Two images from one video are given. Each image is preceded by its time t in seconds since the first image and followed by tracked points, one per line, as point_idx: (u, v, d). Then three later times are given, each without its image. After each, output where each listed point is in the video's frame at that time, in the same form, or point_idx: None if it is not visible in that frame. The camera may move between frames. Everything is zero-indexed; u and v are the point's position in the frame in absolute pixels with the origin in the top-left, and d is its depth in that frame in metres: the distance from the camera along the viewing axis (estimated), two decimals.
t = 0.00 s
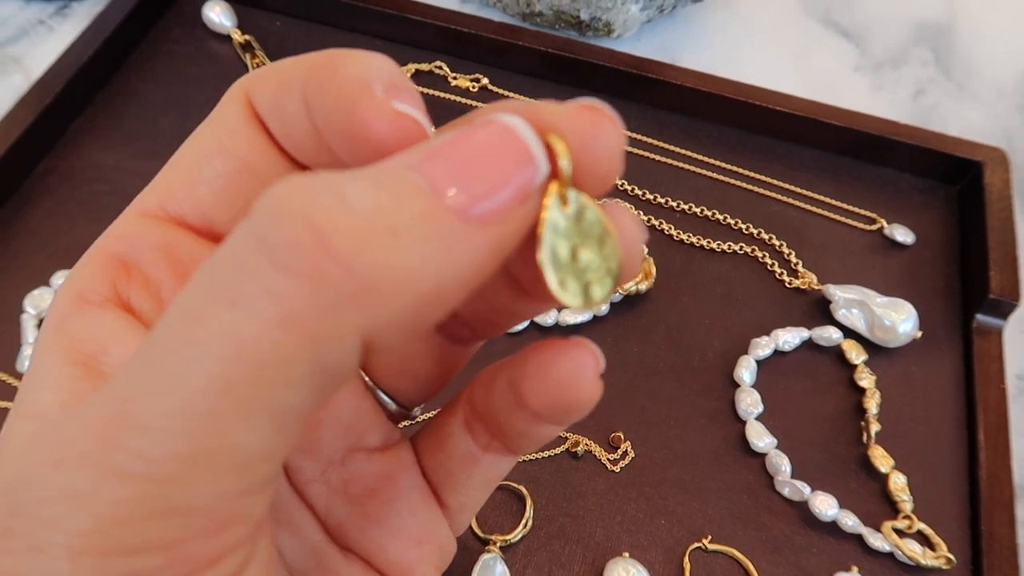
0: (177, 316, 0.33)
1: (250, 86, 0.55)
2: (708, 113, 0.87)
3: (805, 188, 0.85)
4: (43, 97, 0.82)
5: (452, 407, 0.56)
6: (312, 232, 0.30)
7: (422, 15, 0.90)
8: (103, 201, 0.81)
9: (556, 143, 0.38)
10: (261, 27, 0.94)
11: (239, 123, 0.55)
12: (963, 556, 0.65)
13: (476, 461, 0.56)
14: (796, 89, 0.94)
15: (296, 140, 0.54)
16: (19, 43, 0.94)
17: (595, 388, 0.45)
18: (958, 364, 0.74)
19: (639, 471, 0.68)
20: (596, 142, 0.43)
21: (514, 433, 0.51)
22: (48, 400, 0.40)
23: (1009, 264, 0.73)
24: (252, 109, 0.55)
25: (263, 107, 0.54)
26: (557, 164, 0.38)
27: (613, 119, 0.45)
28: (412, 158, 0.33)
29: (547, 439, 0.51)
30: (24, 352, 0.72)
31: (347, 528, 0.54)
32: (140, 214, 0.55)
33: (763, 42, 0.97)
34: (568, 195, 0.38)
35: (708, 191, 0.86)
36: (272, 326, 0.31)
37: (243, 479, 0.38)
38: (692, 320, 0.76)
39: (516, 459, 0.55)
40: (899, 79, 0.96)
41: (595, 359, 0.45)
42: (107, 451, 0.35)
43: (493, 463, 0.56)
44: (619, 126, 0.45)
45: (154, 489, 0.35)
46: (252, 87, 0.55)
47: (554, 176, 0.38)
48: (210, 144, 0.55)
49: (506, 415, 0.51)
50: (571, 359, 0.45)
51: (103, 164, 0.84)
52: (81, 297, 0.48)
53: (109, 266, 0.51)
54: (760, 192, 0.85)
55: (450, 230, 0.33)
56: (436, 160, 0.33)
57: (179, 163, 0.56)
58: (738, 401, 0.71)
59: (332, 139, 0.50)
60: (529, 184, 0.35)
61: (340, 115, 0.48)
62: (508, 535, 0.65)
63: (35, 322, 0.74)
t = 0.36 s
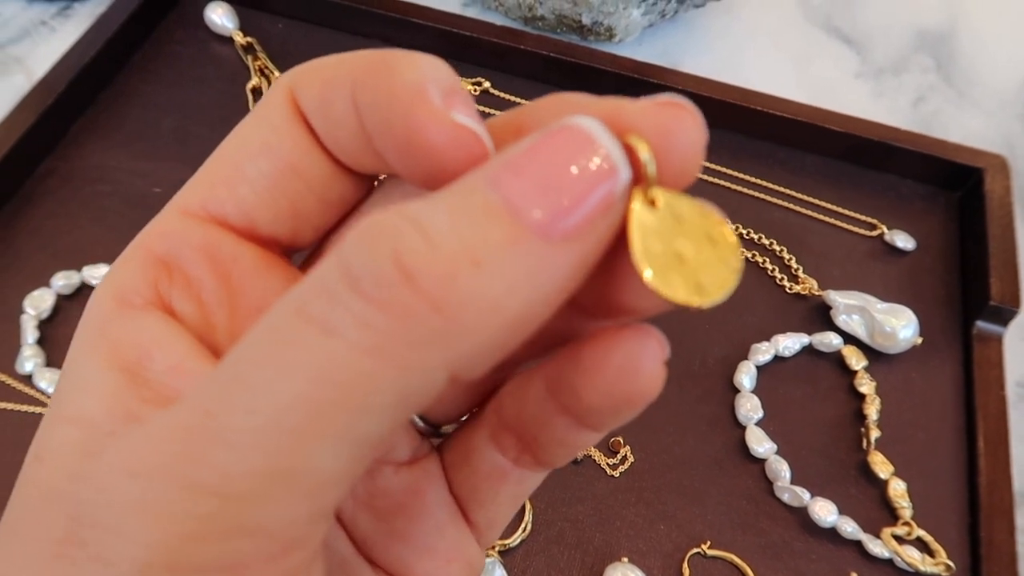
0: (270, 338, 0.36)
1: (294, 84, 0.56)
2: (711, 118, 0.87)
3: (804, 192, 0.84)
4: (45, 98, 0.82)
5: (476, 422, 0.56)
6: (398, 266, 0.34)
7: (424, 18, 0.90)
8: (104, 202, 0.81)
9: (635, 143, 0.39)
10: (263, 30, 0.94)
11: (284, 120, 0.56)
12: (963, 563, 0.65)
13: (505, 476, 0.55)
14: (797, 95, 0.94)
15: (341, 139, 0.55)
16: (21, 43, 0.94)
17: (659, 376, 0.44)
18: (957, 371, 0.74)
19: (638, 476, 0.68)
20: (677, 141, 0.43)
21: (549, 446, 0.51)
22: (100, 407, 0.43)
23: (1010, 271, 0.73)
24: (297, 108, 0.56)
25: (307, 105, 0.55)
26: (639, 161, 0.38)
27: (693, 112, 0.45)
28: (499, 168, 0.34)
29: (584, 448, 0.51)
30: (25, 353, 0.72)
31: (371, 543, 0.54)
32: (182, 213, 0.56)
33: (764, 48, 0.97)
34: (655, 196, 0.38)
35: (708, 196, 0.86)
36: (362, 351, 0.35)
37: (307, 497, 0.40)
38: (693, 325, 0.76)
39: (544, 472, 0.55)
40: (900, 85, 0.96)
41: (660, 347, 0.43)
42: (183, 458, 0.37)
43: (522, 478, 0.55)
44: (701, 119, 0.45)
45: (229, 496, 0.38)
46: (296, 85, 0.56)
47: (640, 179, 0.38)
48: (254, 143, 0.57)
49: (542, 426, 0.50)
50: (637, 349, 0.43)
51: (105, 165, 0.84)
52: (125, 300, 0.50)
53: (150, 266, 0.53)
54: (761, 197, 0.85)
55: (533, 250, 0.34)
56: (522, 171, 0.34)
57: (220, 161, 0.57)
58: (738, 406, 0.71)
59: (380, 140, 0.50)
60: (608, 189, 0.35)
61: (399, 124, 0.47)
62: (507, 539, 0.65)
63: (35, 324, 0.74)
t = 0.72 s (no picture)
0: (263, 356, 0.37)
1: (276, 135, 0.56)
2: (701, 120, 0.87)
3: (793, 195, 0.84)
4: (31, 100, 0.82)
5: (441, 437, 0.57)
6: (380, 291, 0.35)
7: (413, 21, 0.89)
8: (90, 205, 0.81)
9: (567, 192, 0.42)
10: (251, 32, 0.93)
11: (267, 169, 0.56)
12: (951, 567, 0.64)
13: (466, 486, 0.56)
14: (788, 97, 0.94)
15: (322, 186, 0.55)
16: (9, 45, 0.94)
17: (612, 380, 0.45)
18: (947, 374, 0.73)
19: (624, 481, 0.68)
20: (601, 192, 0.47)
21: (509, 454, 0.53)
22: (98, 424, 0.44)
23: (999, 274, 0.73)
24: (279, 157, 0.56)
25: (289, 154, 0.55)
26: (568, 209, 0.41)
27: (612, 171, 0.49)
28: (449, 216, 0.37)
29: (541, 454, 0.53)
30: (6, 357, 0.72)
31: (345, 552, 0.54)
32: (173, 250, 0.55)
33: (755, 50, 0.97)
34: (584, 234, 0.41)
35: (698, 199, 0.85)
36: (353, 361, 0.36)
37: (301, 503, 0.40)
38: (680, 329, 0.76)
39: (502, 483, 0.56)
40: (891, 87, 0.95)
41: (614, 352, 0.45)
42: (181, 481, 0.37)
43: (481, 487, 0.56)
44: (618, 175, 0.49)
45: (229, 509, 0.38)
46: (277, 135, 0.56)
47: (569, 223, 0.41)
48: (240, 186, 0.56)
49: (503, 435, 0.52)
50: (592, 352, 0.44)
51: (91, 168, 0.83)
52: (122, 326, 0.50)
53: (145, 296, 0.52)
54: (749, 199, 0.85)
55: (491, 281, 0.36)
56: (470, 217, 0.37)
57: (206, 202, 0.57)
58: (725, 410, 0.70)
59: (359, 185, 0.52)
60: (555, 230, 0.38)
61: (373, 171, 0.50)
62: (491, 544, 0.64)
63: (17, 327, 0.74)
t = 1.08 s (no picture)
0: (238, 338, 0.36)
1: (260, 144, 0.56)
2: (697, 117, 0.86)
3: (791, 192, 0.84)
4: (21, 98, 0.81)
5: (421, 440, 0.56)
6: (364, 266, 0.35)
7: (408, 18, 0.89)
8: (81, 204, 0.80)
9: (542, 197, 0.42)
10: (245, 30, 0.93)
11: (250, 178, 0.56)
12: (951, 568, 0.64)
13: (447, 487, 0.55)
14: (785, 95, 0.93)
15: (307, 194, 0.55)
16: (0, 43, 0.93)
17: (599, 370, 0.46)
18: (946, 373, 0.72)
19: (620, 482, 0.67)
20: (571, 200, 0.47)
21: (493, 452, 0.53)
22: (79, 415, 0.43)
23: (1000, 271, 0.72)
24: (263, 166, 0.56)
25: (273, 163, 0.55)
26: (544, 217, 0.41)
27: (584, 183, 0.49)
28: (426, 210, 0.37)
29: (522, 454, 0.53)
30: None
31: (328, 554, 0.53)
32: (157, 253, 0.55)
33: (753, 48, 0.96)
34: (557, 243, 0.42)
35: (695, 197, 0.85)
36: (331, 342, 0.35)
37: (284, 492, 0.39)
38: (677, 328, 0.75)
39: (482, 484, 0.56)
40: (890, 85, 0.95)
41: (600, 343, 0.46)
42: (155, 472, 0.36)
43: (463, 489, 0.55)
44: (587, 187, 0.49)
45: (204, 500, 0.36)
46: (260, 145, 0.56)
47: (541, 228, 0.41)
48: (225, 193, 0.56)
49: (487, 433, 0.52)
50: (580, 343, 0.45)
51: (82, 166, 0.82)
52: (104, 325, 0.49)
53: (127, 297, 0.52)
54: (747, 197, 0.84)
55: (468, 268, 0.37)
56: (447, 210, 0.37)
57: (192, 209, 0.56)
58: (722, 410, 0.70)
59: (344, 186, 0.52)
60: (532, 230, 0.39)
61: (358, 171, 0.51)
62: (486, 546, 0.64)
63: (6, 328, 0.73)
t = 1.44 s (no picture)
0: (235, 331, 0.36)
1: (256, 137, 0.56)
2: (689, 109, 0.86)
3: (784, 183, 0.84)
4: (14, 98, 0.81)
5: (422, 432, 0.57)
6: (360, 260, 0.35)
7: (400, 13, 0.89)
8: (76, 203, 0.80)
9: (538, 192, 0.42)
10: (237, 27, 0.93)
11: (246, 172, 0.57)
12: (944, 555, 0.64)
13: (448, 480, 0.55)
14: (778, 86, 0.93)
15: (303, 187, 0.56)
16: None
17: (600, 360, 0.46)
18: (939, 362, 0.73)
19: (616, 473, 0.67)
20: (567, 193, 0.47)
21: (492, 444, 0.53)
22: (78, 415, 0.43)
23: (992, 260, 0.73)
24: (259, 159, 0.56)
25: (270, 156, 0.55)
26: (540, 212, 0.42)
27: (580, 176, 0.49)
28: (420, 204, 0.38)
29: (523, 446, 0.53)
30: None
31: (328, 546, 0.53)
32: (153, 248, 0.55)
33: (745, 39, 0.96)
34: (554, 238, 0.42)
35: (688, 189, 0.85)
36: (326, 335, 0.36)
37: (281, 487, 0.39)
38: (671, 320, 0.76)
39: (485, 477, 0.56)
40: (883, 75, 0.95)
41: (602, 331, 0.45)
42: (153, 467, 0.36)
43: (464, 482, 0.56)
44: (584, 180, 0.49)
45: (202, 493, 0.37)
46: (256, 137, 0.56)
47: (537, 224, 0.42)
48: (221, 185, 0.57)
49: (488, 424, 0.52)
50: (580, 334, 0.45)
51: (76, 165, 0.83)
52: (102, 321, 0.49)
53: (123, 292, 0.52)
54: (740, 189, 0.84)
55: (462, 262, 0.37)
56: (441, 204, 0.37)
57: (188, 202, 0.57)
58: (716, 401, 0.70)
59: (339, 179, 0.53)
60: (525, 225, 0.39)
61: (355, 165, 0.51)
62: (482, 539, 0.64)
63: (3, 327, 0.73)
